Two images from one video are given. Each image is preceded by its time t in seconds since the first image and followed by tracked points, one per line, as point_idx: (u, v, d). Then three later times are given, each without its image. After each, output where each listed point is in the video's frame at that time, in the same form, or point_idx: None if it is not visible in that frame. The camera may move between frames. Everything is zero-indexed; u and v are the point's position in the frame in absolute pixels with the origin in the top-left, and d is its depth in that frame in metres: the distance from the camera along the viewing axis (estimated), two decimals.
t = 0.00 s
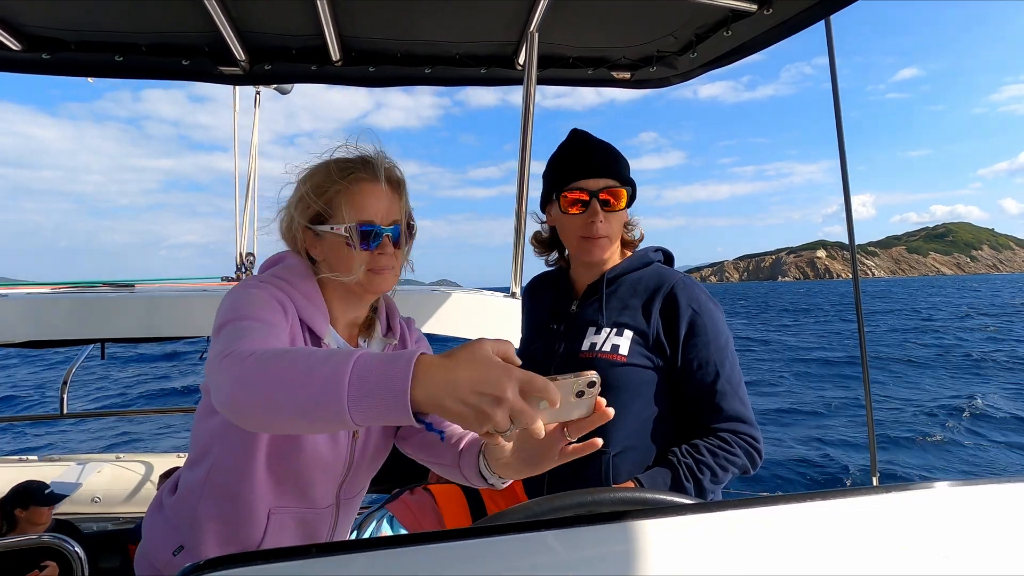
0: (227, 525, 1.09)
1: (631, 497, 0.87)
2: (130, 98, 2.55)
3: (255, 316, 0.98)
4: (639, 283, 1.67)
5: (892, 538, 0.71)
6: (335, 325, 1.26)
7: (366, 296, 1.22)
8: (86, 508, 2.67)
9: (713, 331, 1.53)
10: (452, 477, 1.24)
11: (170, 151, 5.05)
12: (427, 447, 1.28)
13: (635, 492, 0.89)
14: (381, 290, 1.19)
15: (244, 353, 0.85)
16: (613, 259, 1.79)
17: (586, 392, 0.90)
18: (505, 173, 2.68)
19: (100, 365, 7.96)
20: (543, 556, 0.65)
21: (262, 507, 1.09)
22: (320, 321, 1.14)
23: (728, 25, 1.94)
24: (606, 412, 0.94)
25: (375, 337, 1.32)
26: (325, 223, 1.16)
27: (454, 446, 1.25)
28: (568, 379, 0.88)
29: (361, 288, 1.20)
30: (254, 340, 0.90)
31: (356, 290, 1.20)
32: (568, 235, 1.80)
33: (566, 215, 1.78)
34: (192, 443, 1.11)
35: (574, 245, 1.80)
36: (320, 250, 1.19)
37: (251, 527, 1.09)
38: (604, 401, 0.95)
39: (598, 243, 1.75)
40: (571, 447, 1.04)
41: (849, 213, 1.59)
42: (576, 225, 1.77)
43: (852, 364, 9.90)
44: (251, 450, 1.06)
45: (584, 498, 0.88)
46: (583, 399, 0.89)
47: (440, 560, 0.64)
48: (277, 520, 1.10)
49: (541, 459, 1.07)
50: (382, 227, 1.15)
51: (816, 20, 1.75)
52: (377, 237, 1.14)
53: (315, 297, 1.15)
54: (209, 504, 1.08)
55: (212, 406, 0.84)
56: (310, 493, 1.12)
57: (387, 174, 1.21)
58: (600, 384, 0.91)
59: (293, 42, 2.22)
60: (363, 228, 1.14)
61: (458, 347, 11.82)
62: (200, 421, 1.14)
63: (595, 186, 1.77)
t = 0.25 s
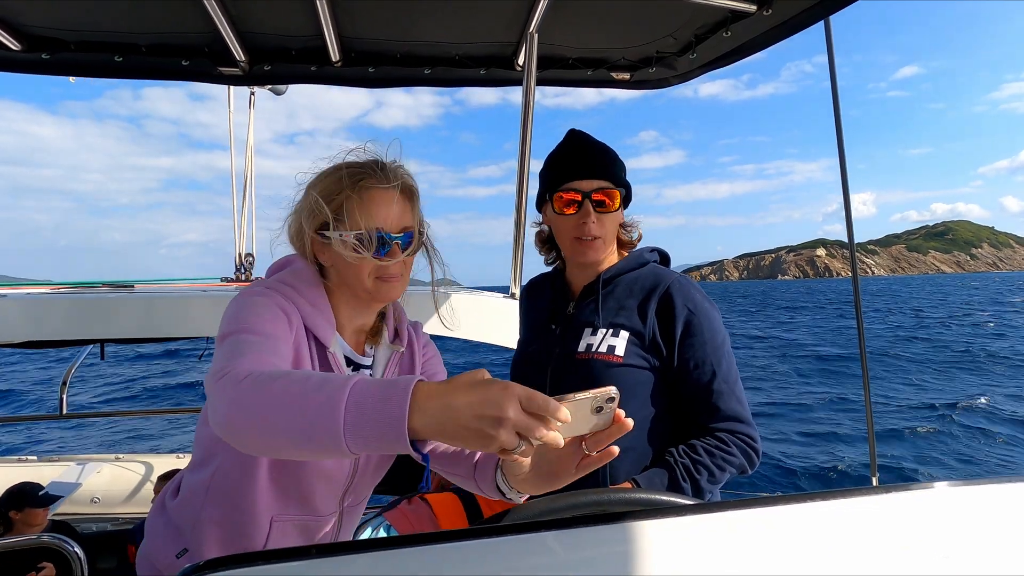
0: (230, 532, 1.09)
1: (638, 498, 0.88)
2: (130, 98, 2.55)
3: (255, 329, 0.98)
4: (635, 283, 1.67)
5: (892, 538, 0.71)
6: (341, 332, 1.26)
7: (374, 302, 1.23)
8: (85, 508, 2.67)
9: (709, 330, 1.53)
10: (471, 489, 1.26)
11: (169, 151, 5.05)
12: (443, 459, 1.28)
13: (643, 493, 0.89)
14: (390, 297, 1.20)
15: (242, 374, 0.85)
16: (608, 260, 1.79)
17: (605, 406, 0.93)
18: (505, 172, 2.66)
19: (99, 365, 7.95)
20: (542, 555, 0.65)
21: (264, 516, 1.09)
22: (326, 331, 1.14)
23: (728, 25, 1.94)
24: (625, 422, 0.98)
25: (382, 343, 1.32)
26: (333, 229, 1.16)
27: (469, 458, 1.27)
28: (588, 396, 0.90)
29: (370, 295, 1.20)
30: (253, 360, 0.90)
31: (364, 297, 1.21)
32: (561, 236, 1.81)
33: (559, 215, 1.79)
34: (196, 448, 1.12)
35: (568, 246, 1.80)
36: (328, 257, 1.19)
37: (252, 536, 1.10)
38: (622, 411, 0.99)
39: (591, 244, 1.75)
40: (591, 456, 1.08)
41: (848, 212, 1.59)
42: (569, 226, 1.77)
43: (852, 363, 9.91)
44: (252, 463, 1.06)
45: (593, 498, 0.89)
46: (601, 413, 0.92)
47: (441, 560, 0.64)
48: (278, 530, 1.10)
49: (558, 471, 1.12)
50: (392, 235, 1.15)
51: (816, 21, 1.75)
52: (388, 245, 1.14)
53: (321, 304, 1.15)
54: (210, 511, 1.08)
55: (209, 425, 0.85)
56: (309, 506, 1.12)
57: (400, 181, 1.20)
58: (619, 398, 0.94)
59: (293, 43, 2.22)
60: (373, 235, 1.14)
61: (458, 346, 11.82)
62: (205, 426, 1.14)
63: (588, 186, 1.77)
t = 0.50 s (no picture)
0: (232, 533, 1.09)
1: (641, 500, 0.88)
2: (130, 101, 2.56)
3: (257, 331, 0.98)
4: (635, 286, 1.68)
5: (893, 539, 0.71)
6: (342, 337, 1.26)
7: (376, 307, 1.22)
8: (85, 511, 2.67)
9: (710, 332, 1.53)
10: (473, 492, 1.29)
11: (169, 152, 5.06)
12: (445, 463, 1.31)
13: (645, 496, 0.89)
14: (392, 302, 1.20)
15: (243, 377, 0.85)
16: (607, 261, 1.80)
17: (609, 405, 0.92)
18: (505, 170, 2.60)
19: (99, 367, 7.95)
20: (540, 557, 0.65)
21: (267, 519, 1.09)
22: (328, 336, 1.14)
23: (726, 28, 1.94)
24: (629, 423, 0.98)
25: (384, 349, 1.32)
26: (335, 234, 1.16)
27: (471, 462, 1.29)
28: (590, 394, 0.89)
29: (371, 300, 1.20)
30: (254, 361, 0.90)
31: (366, 302, 1.20)
32: (562, 236, 1.81)
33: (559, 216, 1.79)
34: (197, 452, 1.12)
35: (569, 247, 1.80)
36: (330, 261, 1.19)
37: (253, 539, 1.09)
38: (625, 412, 0.99)
39: (591, 246, 1.75)
40: (593, 457, 1.07)
41: (848, 210, 1.59)
42: (569, 228, 1.78)
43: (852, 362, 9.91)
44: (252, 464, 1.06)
45: (594, 500, 0.89)
46: (605, 412, 0.91)
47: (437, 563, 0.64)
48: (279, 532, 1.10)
49: (561, 472, 1.11)
50: (395, 240, 1.16)
51: (813, 23, 1.76)
52: (391, 249, 1.15)
53: (323, 308, 1.15)
54: (211, 514, 1.08)
55: (210, 428, 0.85)
56: (312, 509, 1.12)
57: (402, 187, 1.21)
58: (622, 397, 0.93)
59: (293, 46, 2.23)
60: (376, 239, 1.15)
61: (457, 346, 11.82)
62: (207, 428, 1.13)
63: (589, 188, 1.77)
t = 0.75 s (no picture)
0: (231, 538, 1.09)
1: (642, 503, 0.88)
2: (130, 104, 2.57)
3: (256, 336, 0.98)
4: (639, 288, 1.67)
5: (896, 540, 0.71)
6: (343, 341, 1.26)
7: (377, 311, 1.22)
8: (86, 516, 2.67)
9: (714, 336, 1.52)
10: (473, 500, 1.28)
11: (168, 154, 5.06)
12: (446, 469, 1.32)
13: (646, 499, 0.89)
14: (392, 307, 1.21)
15: (241, 382, 0.85)
16: (612, 262, 1.79)
17: (611, 413, 0.93)
18: (505, 169, 2.66)
19: (99, 370, 7.94)
20: (543, 562, 0.65)
21: (266, 524, 1.09)
22: (329, 340, 1.14)
23: (725, 30, 1.95)
24: (632, 432, 0.99)
25: (385, 354, 1.32)
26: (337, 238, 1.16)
27: (473, 469, 1.29)
28: (594, 403, 0.91)
29: (373, 303, 1.20)
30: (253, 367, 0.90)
31: (368, 305, 1.21)
32: (565, 236, 1.81)
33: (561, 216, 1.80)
34: (197, 457, 1.12)
35: (572, 248, 1.80)
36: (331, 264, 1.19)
37: (253, 545, 1.09)
38: (627, 420, 1.00)
39: (594, 246, 1.75)
40: (595, 466, 1.07)
41: (847, 207, 1.59)
42: (572, 227, 1.78)
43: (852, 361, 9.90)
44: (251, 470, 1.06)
45: (594, 503, 0.89)
46: (608, 420, 0.92)
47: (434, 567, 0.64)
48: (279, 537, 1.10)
49: (563, 483, 1.12)
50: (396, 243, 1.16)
51: (810, 26, 1.77)
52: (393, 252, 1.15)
53: (324, 312, 1.15)
54: (210, 519, 1.08)
55: (208, 435, 0.85)
56: (311, 514, 1.12)
57: (407, 191, 1.22)
58: (624, 406, 0.94)
59: (292, 50, 2.23)
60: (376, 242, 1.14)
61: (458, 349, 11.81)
62: (206, 433, 1.13)
63: (593, 186, 1.77)
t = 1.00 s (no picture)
0: (234, 543, 1.09)
1: (644, 505, 0.88)
2: (129, 107, 2.57)
3: (262, 342, 0.98)
4: (643, 291, 1.67)
5: (897, 542, 0.73)
6: (348, 346, 1.26)
7: (382, 317, 1.22)
8: (86, 519, 2.66)
9: (719, 341, 1.52)
10: (477, 505, 1.29)
11: (167, 155, 5.05)
12: (451, 473, 1.33)
13: (648, 501, 0.89)
14: (397, 312, 1.21)
15: (246, 389, 0.85)
16: (616, 259, 1.79)
17: (616, 419, 0.92)
18: (505, 167, 2.65)
19: (98, 373, 7.93)
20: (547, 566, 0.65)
21: (270, 530, 1.08)
22: (333, 345, 1.14)
23: (724, 31, 1.95)
24: (637, 437, 0.99)
25: (389, 358, 1.33)
26: (342, 242, 1.17)
27: (476, 474, 1.30)
28: (598, 409, 0.90)
29: (378, 309, 1.20)
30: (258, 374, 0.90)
31: (373, 312, 1.20)
32: (569, 232, 1.81)
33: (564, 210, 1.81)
34: (201, 461, 1.12)
35: (576, 242, 1.80)
36: (336, 269, 1.19)
37: (255, 550, 1.09)
38: (633, 426, 0.99)
39: (598, 240, 1.75)
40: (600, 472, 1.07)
41: (846, 206, 1.59)
42: (576, 221, 1.78)
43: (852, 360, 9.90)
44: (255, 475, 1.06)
45: (597, 506, 0.89)
46: (613, 426, 0.92)
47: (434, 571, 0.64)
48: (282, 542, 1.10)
49: (568, 488, 1.10)
50: (402, 249, 1.16)
51: (809, 27, 1.77)
52: (398, 258, 1.15)
53: (328, 318, 1.15)
54: (213, 523, 1.08)
55: (213, 441, 0.85)
56: (315, 520, 1.12)
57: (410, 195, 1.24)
58: (630, 412, 0.93)
59: (292, 53, 2.23)
60: (384, 248, 1.15)
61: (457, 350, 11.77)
62: (211, 437, 1.13)
63: (597, 180, 1.78)
